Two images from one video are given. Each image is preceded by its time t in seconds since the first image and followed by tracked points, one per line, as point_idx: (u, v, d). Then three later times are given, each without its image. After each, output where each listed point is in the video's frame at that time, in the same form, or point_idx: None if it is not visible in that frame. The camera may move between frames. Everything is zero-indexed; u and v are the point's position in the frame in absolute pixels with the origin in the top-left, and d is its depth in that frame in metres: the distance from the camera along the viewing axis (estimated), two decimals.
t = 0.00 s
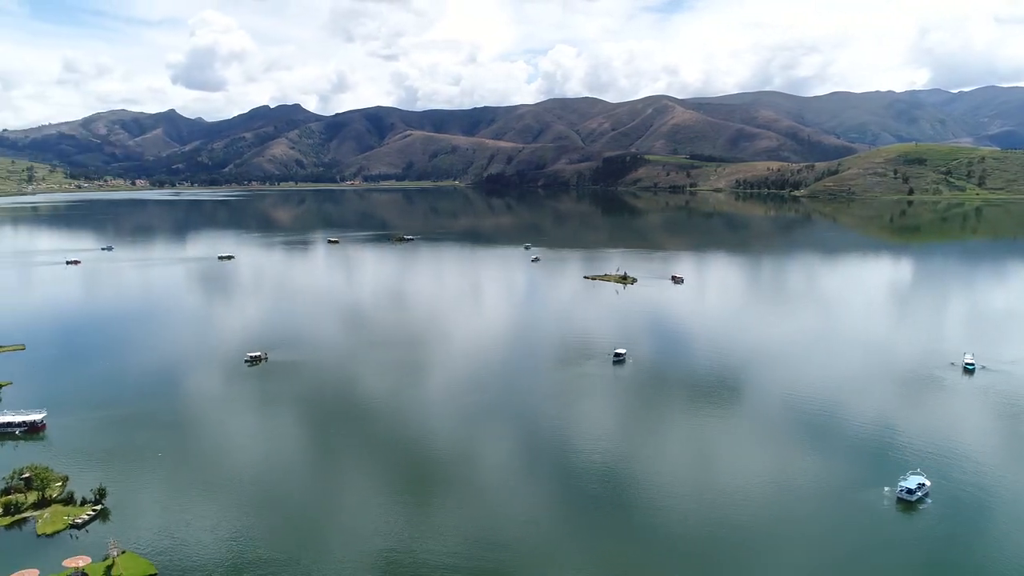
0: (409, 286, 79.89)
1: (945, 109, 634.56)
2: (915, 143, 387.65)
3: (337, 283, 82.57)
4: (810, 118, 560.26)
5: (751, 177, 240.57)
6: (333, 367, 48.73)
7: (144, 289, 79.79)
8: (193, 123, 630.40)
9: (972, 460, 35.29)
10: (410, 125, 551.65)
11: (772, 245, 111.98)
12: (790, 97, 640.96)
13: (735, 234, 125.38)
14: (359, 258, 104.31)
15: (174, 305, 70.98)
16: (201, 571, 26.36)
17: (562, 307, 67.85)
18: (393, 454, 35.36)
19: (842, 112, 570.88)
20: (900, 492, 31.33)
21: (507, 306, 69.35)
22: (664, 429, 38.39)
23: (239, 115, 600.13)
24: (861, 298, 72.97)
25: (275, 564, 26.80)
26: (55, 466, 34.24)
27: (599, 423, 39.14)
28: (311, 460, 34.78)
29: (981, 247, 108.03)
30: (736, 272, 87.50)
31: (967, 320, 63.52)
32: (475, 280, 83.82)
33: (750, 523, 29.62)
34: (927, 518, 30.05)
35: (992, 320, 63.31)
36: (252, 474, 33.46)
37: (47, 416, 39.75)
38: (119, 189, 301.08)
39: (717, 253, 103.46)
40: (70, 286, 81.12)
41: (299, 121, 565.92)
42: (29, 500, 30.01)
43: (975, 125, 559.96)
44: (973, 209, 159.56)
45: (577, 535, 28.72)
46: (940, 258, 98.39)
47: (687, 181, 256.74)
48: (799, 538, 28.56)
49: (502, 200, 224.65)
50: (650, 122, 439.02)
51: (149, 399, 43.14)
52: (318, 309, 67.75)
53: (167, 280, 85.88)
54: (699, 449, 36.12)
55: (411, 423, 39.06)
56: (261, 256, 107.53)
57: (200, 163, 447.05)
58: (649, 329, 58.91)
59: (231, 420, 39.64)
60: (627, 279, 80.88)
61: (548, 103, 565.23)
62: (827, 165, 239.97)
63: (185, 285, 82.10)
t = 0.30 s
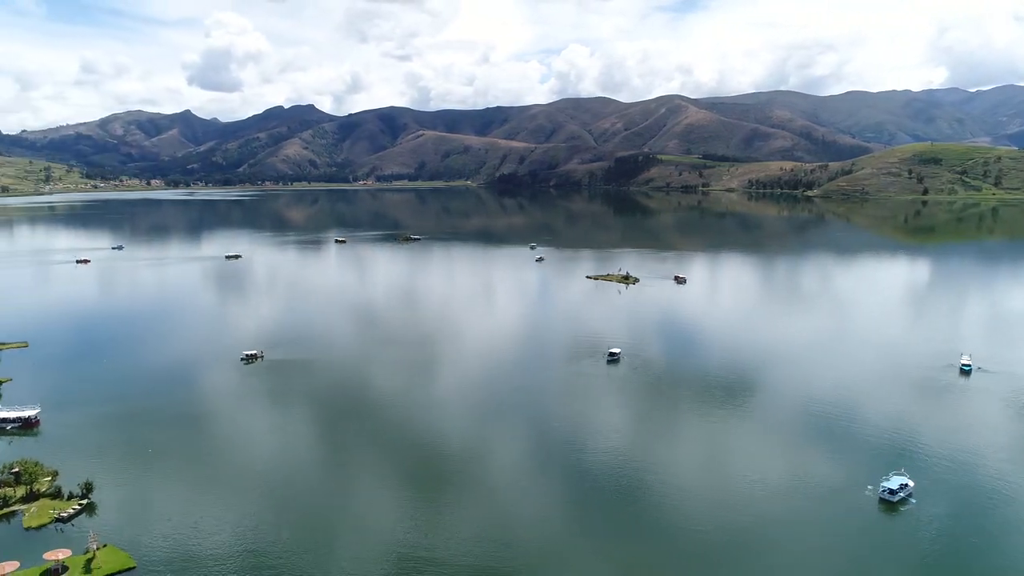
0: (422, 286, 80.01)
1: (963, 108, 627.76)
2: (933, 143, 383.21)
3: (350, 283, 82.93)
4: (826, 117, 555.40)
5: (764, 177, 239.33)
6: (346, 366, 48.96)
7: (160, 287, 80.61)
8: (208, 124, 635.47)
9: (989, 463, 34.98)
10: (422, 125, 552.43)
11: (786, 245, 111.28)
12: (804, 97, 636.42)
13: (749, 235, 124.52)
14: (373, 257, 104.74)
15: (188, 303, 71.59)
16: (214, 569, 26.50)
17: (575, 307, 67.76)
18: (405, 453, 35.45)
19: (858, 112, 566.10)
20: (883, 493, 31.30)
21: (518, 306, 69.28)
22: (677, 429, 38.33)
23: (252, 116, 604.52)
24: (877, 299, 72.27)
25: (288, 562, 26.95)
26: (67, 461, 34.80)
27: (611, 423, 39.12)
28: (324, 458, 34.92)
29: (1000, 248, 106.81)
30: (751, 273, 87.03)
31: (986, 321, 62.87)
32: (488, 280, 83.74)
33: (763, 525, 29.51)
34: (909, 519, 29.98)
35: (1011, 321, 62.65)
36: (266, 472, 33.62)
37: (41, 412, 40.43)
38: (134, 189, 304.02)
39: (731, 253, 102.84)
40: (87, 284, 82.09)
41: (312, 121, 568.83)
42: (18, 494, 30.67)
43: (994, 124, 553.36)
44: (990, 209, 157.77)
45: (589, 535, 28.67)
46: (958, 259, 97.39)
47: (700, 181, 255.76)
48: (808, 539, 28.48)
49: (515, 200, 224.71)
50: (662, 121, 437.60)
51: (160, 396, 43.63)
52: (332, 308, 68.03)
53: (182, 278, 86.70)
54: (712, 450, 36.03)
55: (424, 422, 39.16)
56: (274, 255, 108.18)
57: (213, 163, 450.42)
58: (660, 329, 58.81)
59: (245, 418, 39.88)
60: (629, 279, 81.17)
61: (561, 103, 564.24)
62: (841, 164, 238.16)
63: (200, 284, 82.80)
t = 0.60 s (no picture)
0: (436, 286, 80.10)
1: (981, 108, 620.65)
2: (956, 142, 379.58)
3: (363, 283, 83.10)
4: (841, 115, 550.49)
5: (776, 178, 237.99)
6: (360, 366, 49.06)
7: (175, 286, 81.30)
8: (222, 124, 640.24)
9: (1004, 467, 34.70)
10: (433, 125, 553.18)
11: (800, 246, 110.55)
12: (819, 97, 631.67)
13: (763, 235, 123.79)
14: (386, 257, 105.06)
15: (202, 302, 72.11)
16: (226, 567, 26.65)
17: (587, 307, 67.60)
18: (416, 453, 35.56)
19: (874, 111, 560.98)
20: (865, 493, 31.26)
21: (531, 306, 69.15)
22: (689, 430, 38.24)
23: (266, 116, 608.15)
24: (894, 300, 71.71)
25: (299, 560, 27.11)
26: (83, 458, 35.09)
27: (623, 423, 39.08)
28: (336, 457, 35.04)
29: (1019, 249, 105.43)
30: (766, 273, 86.41)
31: (1006, 323, 62.08)
32: (501, 281, 83.62)
33: (776, 525, 29.42)
34: (890, 519, 29.97)
35: None
36: (278, 470, 33.79)
37: (35, 408, 41.07)
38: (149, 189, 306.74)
39: (745, 254, 102.27)
40: (105, 283, 82.90)
41: (324, 121, 571.23)
42: (7, 489, 31.32)
43: (1012, 123, 546.53)
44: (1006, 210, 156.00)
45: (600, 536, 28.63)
46: (976, 260, 96.33)
47: (712, 181, 254.77)
48: (814, 538, 28.46)
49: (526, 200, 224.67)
50: (675, 121, 435.89)
51: (170, 394, 43.96)
52: (346, 308, 68.17)
53: (197, 278, 87.41)
54: (725, 451, 35.91)
55: (435, 422, 39.25)
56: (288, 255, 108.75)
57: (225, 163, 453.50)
58: (671, 330, 58.62)
59: (257, 416, 40.14)
60: (632, 279, 80.98)
61: (573, 103, 562.99)
62: (855, 164, 236.26)
63: (214, 283, 83.27)
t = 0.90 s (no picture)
0: (448, 286, 80.19)
1: (998, 108, 614.92)
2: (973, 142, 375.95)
3: (376, 282, 83.25)
4: (854, 115, 547.21)
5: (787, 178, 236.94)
6: (370, 366, 49.08)
7: (189, 285, 81.87)
8: (234, 125, 644.22)
9: (1018, 471, 34.39)
10: (444, 125, 553.95)
11: (812, 246, 110.00)
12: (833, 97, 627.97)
13: (775, 236, 123.23)
14: (398, 257, 105.25)
15: (215, 301, 72.50)
16: (238, 566, 26.76)
17: (598, 307, 67.48)
18: (426, 453, 35.59)
19: (888, 110, 557.15)
20: (844, 493, 31.18)
21: (543, 306, 69.06)
22: (700, 432, 38.10)
23: (277, 117, 611.49)
24: (908, 302, 71.24)
25: (310, 559, 27.18)
26: (94, 457, 35.19)
27: (634, 424, 39.03)
28: (348, 457, 35.11)
29: None
30: (780, 274, 85.96)
31: None
32: (513, 281, 83.60)
33: (784, 526, 29.34)
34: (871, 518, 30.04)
35: None
36: (291, 470, 33.89)
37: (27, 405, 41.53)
38: (162, 189, 308.96)
39: (757, 254, 101.87)
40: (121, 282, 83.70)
41: (335, 121, 573.24)
42: None
43: None
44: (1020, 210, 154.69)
45: (609, 537, 28.62)
46: (992, 261, 95.40)
47: (722, 181, 253.92)
48: (820, 540, 28.36)
49: (537, 200, 224.64)
50: (686, 121, 434.66)
51: (177, 392, 44.20)
52: (359, 308, 68.21)
53: (211, 277, 87.93)
54: (737, 453, 35.75)
55: (446, 422, 39.31)
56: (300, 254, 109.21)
57: (236, 163, 455.92)
58: (683, 330, 58.49)
59: (268, 416, 40.29)
60: (632, 279, 80.84)
61: (584, 102, 561.97)
62: (867, 164, 234.75)
63: (228, 282, 83.69)
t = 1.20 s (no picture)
0: (458, 286, 80.28)
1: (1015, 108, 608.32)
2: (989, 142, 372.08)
3: (386, 282, 83.36)
4: (868, 114, 543.47)
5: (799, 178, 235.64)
6: (381, 366, 49.07)
7: (201, 284, 82.56)
8: (246, 125, 648.11)
9: None
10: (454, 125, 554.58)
11: (825, 247, 109.34)
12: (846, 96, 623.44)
13: (787, 236, 122.45)
14: (409, 257, 105.45)
15: (228, 300, 72.85)
16: (251, 564, 26.86)
17: (607, 308, 67.42)
18: (436, 452, 35.64)
19: (902, 109, 552.42)
20: (823, 493, 31.23)
21: (553, 306, 69.00)
22: (710, 432, 38.00)
23: (289, 117, 614.87)
24: (922, 303, 70.61)
25: (321, 557, 27.25)
26: (109, 454, 35.59)
27: (644, 425, 38.99)
28: (358, 456, 35.15)
29: None
30: (793, 275, 85.48)
31: None
32: (524, 281, 83.55)
33: (794, 528, 29.22)
34: (851, 517, 30.00)
35: None
36: (303, 469, 33.96)
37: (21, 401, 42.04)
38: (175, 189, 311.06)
39: (769, 255, 101.31)
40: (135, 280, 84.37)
41: (346, 121, 575.43)
42: None
43: None
44: None
45: (619, 536, 28.64)
46: (1008, 262, 94.40)
47: (733, 181, 252.94)
48: (824, 541, 28.25)
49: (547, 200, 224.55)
50: (698, 121, 432.99)
51: (183, 391, 44.51)
52: (371, 308, 68.23)
53: (224, 276, 88.61)
54: (748, 454, 35.61)
55: (457, 422, 39.36)
56: (311, 254, 109.66)
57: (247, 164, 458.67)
58: (693, 331, 58.31)
59: (281, 414, 40.51)
60: (633, 279, 81.09)
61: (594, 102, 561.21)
62: (880, 164, 232.99)
63: (240, 282, 84.11)
